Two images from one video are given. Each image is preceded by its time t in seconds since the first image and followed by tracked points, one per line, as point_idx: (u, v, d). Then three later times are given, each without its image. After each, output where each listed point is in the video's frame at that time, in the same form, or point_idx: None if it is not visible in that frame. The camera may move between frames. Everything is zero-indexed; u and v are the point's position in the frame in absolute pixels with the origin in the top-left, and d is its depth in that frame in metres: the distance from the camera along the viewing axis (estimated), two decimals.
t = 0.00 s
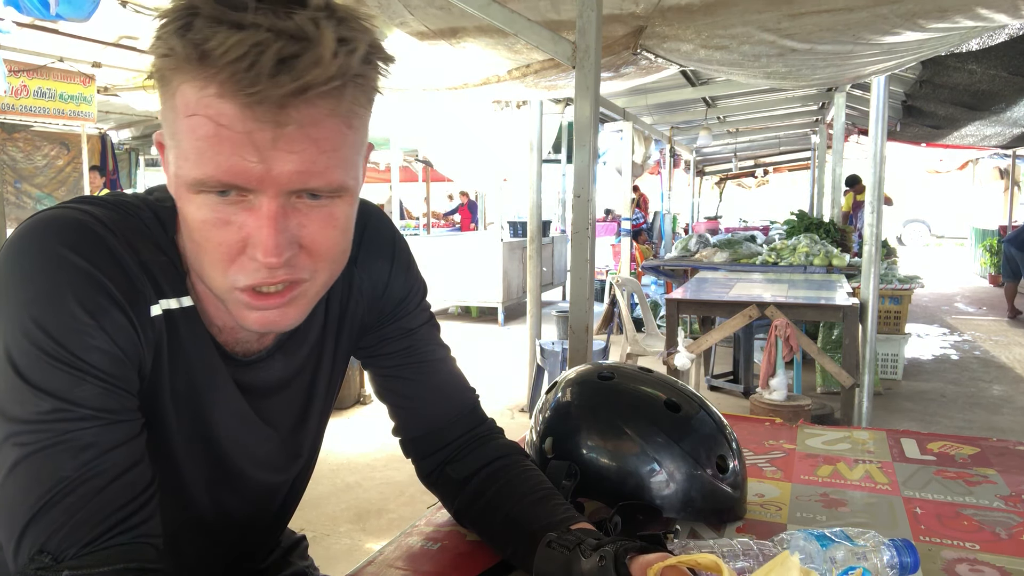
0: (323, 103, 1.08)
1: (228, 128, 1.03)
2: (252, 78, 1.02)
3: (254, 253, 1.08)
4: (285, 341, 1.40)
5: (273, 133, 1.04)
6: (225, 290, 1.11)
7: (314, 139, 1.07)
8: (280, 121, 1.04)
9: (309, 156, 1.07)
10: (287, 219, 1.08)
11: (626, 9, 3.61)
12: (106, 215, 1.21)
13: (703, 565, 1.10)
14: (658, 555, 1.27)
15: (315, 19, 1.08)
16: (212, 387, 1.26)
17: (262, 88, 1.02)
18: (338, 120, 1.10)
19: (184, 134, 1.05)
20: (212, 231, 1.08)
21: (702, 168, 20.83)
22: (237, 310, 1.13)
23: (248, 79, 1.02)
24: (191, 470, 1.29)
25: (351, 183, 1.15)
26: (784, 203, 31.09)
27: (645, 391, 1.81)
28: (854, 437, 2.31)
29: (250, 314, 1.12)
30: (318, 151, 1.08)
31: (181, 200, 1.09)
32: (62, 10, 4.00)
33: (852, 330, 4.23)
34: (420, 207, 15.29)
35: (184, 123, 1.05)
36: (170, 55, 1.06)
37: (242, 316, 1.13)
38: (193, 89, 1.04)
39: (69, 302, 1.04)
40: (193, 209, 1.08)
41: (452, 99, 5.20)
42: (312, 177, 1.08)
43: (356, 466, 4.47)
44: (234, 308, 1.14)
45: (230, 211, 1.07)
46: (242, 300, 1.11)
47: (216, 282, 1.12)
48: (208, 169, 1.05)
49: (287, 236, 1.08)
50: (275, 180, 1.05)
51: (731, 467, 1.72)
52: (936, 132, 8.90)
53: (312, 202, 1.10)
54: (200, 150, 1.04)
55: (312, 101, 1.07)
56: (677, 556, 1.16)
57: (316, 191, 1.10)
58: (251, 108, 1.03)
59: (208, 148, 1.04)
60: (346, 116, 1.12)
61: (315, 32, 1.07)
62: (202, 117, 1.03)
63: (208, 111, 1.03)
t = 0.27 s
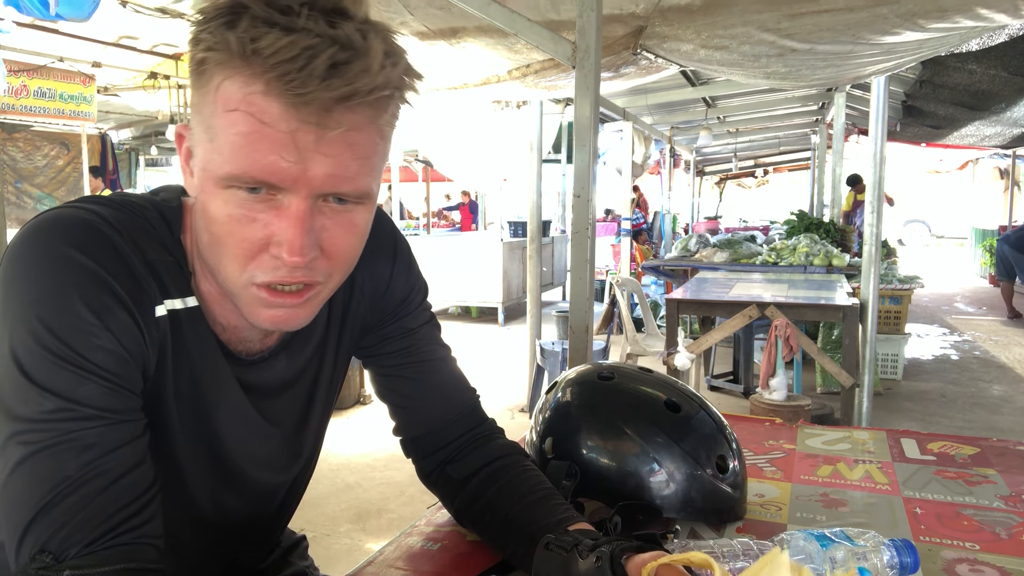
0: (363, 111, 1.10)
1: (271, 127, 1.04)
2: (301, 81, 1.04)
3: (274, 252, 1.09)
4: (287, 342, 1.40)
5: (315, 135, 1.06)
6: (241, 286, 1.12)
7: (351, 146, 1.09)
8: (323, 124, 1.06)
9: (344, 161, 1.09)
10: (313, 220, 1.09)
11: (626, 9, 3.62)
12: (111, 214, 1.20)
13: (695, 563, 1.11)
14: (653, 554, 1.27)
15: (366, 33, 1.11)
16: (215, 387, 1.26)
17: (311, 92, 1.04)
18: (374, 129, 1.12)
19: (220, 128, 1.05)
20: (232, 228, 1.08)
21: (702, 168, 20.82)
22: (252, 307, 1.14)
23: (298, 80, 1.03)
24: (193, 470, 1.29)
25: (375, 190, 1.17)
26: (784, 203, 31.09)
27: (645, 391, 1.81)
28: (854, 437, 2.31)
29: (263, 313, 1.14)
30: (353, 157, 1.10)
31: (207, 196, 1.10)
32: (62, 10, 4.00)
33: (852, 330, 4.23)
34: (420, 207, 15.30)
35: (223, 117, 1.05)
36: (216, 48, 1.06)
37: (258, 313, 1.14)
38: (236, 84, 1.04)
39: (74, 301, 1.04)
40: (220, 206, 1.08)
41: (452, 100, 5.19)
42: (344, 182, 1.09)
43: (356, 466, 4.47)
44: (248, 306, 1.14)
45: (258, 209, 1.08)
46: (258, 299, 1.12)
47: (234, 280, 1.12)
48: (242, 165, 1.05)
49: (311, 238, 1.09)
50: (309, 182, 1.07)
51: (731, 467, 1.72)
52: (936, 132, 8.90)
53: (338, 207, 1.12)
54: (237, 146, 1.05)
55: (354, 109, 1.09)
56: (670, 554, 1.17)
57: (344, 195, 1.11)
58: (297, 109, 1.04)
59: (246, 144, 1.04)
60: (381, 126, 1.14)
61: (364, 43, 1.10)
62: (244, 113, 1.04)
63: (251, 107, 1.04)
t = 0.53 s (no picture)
0: (387, 117, 1.16)
1: (298, 126, 1.08)
2: (332, 84, 1.09)
3: (288, 250, 1.12)
4: (290, 341, 1.40)
5: (341, 137, 1.11)
6: (252, 283, 1.15)
7: (372, 150, 1.14)
8: (349, 127, 1.11)
9: (364, 163, 1.14)
10: (329, 219, 1.13)
11: (626, 9, 3.62)
12: (119, 213, 1.20)
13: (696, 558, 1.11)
14: (652, 553, 1.26)
15: (393, 44, 1.19)
16: (219, 386, 1.26)
17: (342, 94, 1.09)
18: (394, 136, 1.18)
19: (245, 124, 1.09)
20: (248, 225, 1.11)
21: (702, 168, 20.84)
22: (260, 306, 1.16)
23: (330, 83, 1.09)
24: (197, 469, 1.29)
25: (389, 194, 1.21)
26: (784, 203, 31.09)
27: (645, 391, 1.81)
28: (854, 437, 2.31)
29: (269, 310, 1.15)
30: (373, 160, 1.15)
31: (225, 192, 1.13)
32: (62, 10, 4.00)
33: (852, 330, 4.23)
34: (420, 207, 15.30)
35: (250, 114, 1.08)
36: (247, 45, 1.09)
37: (266, 312, 1.16)
38: (266, 82, 1.09)
39: (82, 300, 1.04)
40: (239, 201, 1.11)
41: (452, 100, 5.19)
42: (362, 185, 1.14)
43: (356, 466, 4.47)
44: (257, 303, 1.16)
45: (275, 207, 1.11)
46: (269, 295, 1.15)
47: (245, 276, 1.15)
48: (265, 160, 1.09)
49: (326, 238, 1.12)
50: (328, 182, 1.11)
51: (731, 467, 1.72)
52: (936, 132, 8.89)
53: (354, 209, 1.16)
54: (262, 141, 1.08)
55: (378, 114, 1.14)
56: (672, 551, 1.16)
57: (361, 198, 1.15)
58: (325, 110, 1.09)
59: (271, 140, 1.08)
60: (400, 134, 1.19)
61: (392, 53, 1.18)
62: (271, 110, 1.08)
63: (279, 105, 1.08)
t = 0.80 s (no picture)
0: (390, 102, 1.19)
1: (304, 100, 1.11)
2: (338, 60, 1.13)
3: (289, 232, 1.13)
4: (292, 341, 1.40)
5: (344, 113, 1.13)
6: (251, 263, 1.15)
7: (376, 130, 1.17)
8: (353, 102, 1.14)
9: (367, 144, 1.16)
10: (331, 202, 1.14)
11: (626, 9, 3.62)
12: (122, 213, 1.20)
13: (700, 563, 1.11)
14: (654, 554, 1.26)
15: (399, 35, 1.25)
16: (220, 386, 1.26)
17: (347, 68, 1.13)
18: (397, 121, 1.21)
19: (252, 100, 1.11)
20: (250, 205, 1.13)
21: (702, 168, 20.84)
22: (260, 290, 1.17)
23: (337, 58, 1.13)
24: (197, 469, 1.28)
25: (391, 183, 1.23)
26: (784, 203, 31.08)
27: (645, 391, 1.81)
28: (854, 437, 2.32)
29: (269, 293, 1.16)
30: (375, 143, 1.18)
31: (229, 173, 1.14)
32: (62, 11, 4.00)
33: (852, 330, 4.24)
34: (420, 207, 15.29)
35: (257, 90, 1.11)
36: (258, 25, 1.13)
37: (265, 295, 1.17)
38: (274, 59, 1.12)
39: (85, 299, 1.04)
40: (243, 180, 1.13)
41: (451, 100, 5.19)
42: (365, 167, 1.16)
43: (356, 466, 4.47)
44: (256, 285, 1.17)
45: (279, 186, 1.12)
46: (268, 275, 1.15)
47: (245, 257, 1.16)
48: (270, 136, 1.11)
49: (326, 220, 1.13)
50: (332, 161, 1.12)
51: (731, 467, 1.72)
52: (936, 132, 8.89)
53: (356, 194, 1.17)
54: (268, 118, 1.11)
55: (382, 94, 1.18)
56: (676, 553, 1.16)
57: (363, 180, 1.17)
58: (331, 85, 1.12)
59: (277, 116, 1.11)
60: (403, 120, 1.22)
61: (397, 39, 1.24)
62: (278, 85, 1.11)
63: (286, 80, 1.11)
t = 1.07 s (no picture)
0: (389, 91, 1.22)
1: (304, 86, 1.14)
2: (338, 46, 1.17)
3: (286, 219, 1.15)
4: (291, 340, 1.40)
5: (344, 98, 1.16)
6: (247, 250, 1.17)
7: (374, 118, 1.19)
8: (351, 88, 1.17)
9: (366, 132, 1.19)
10: (329, 191, 1.17)
11: (626, 9, 3.62)
12: (121, 213, 1.20)
13: (696, 561, 1.11)
14: (653, 554, 1.26)
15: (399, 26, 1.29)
16: (219, 386, 1.26)
17: (347, 52, 1.16)
18: (396, 111, 1.23)
19: (253, 90, 1.15)
20: (249, 192, 1.15)
21: (702, 168, 20.84)
22: (256, 276, 1.18)
23: (336, 46, 1.16)
24: (197, 469, 1.28)
25: (389, 174, 1.25)
26: (785, 203, 31.08)
27: (645, 391, 1.81)
28: (854, 437, 2.31)
29: (266, 280, 1.18)
30: (374, 131, 1.20)
31: (229, 163, 1.17)
32: (62, 11, 4.00)
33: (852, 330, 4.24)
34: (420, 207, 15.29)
35: (258, 79, 1.14)
36: (261, 19, 1.17)
37: (262, 282, 1.18)
38: (275, 49, 1.15)
39: (84, 298, 1.04)
40: (242, 169, 1.15)
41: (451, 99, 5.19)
42: (362, 155, 1.18)
43: (356, 466, 4.47)
44: (253, 273, 1.18)
45: (278, 174, 1.15)
46: (265, 262, 1.17)
47: (242, 245, 1.18)
48: (269, 124, 1.14)
49: (324, 207, 1.16)
50: (331, 148, 1.15)
51: (731, 467, 1.72)
52: (936, 132, 8.89)
53: (354, 183, 1.20)
54: (268, 106, 1.14)
55: (382, 80, 1.20)
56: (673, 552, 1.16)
57: (362, 169, 1.20)
58: (330, 70, 1.16)
59: (277, 103, 1.14)
60: (403, 110, 1.24)
61: (396, 30, 1.27)
62: (278, 73, 1.14)
63: (287, 68, 1.14)
